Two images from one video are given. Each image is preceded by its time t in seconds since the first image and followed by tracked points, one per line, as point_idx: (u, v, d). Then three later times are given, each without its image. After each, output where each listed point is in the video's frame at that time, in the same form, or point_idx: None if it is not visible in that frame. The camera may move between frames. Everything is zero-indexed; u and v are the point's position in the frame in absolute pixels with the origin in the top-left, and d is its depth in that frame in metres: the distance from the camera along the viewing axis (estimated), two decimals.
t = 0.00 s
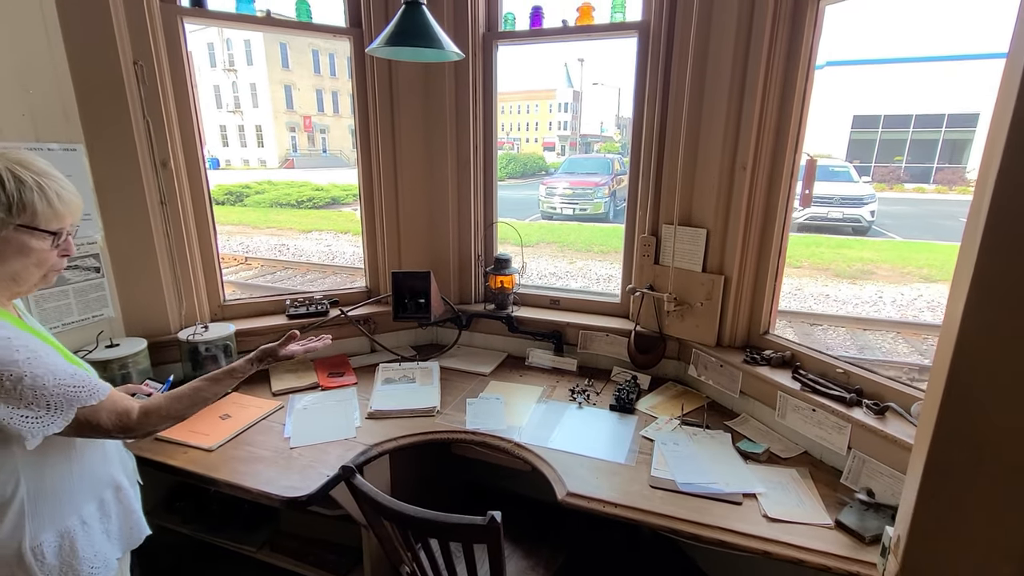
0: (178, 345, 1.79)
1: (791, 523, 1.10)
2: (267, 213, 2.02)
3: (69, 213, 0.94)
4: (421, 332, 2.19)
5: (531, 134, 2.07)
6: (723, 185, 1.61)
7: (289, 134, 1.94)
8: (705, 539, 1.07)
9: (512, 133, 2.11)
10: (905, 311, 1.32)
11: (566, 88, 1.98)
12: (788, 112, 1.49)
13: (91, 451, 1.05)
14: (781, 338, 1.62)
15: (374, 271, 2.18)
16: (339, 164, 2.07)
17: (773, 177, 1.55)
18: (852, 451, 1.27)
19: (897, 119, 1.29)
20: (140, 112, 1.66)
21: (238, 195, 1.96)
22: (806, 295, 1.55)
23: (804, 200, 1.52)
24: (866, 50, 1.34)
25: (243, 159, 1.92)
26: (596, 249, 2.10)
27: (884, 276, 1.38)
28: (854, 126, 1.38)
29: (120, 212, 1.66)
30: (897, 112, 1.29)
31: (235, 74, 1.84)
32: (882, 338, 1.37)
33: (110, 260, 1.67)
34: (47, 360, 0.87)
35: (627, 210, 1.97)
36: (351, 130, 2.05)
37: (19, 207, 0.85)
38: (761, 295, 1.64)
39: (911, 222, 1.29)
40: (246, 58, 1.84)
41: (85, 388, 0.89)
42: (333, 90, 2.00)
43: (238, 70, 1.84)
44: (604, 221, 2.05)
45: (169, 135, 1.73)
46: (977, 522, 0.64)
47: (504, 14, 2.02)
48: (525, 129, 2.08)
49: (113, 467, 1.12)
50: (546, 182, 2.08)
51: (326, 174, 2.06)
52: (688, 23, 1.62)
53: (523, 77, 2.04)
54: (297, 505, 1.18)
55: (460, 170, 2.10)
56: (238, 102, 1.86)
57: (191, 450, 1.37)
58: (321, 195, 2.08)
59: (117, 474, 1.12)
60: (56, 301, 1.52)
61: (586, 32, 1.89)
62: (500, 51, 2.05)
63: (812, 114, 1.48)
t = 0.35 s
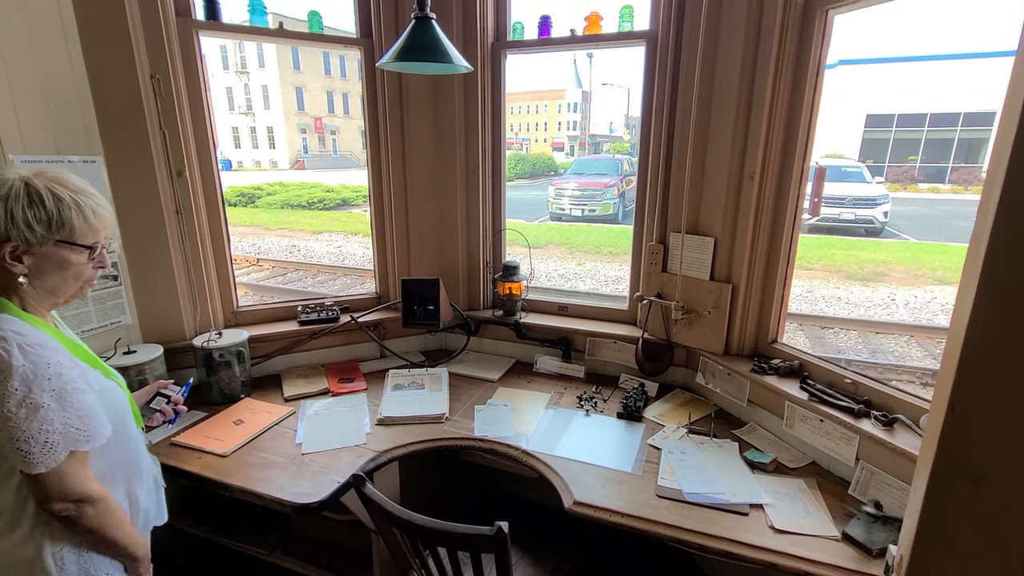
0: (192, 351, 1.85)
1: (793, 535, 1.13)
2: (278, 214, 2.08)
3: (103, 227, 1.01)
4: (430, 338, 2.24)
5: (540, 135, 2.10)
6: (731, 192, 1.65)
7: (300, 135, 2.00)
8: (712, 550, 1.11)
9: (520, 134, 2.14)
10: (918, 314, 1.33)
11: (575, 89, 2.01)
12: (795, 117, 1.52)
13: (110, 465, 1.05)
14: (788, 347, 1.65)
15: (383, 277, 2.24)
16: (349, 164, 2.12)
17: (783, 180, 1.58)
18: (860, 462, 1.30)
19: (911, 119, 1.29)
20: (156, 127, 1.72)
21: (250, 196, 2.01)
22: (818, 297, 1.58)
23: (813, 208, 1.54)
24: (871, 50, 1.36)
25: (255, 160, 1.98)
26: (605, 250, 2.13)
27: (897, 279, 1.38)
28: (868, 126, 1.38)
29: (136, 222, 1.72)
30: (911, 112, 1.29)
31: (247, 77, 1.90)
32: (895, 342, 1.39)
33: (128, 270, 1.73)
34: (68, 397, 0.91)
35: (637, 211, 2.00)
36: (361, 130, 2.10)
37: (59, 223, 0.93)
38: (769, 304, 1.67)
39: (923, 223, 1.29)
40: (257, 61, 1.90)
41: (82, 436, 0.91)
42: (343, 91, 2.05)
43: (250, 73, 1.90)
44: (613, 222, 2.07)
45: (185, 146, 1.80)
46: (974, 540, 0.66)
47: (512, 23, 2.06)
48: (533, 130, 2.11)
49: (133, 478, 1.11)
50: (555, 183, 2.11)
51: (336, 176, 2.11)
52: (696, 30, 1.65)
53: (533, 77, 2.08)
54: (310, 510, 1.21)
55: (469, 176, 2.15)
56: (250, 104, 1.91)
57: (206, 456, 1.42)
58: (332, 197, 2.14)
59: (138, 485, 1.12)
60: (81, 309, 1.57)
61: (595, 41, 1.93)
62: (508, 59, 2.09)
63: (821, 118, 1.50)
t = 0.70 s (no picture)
0: (202, 351, 1.89)
1: (793, 536, 1.15)
2: (284, 213, 2.11)
3: (132, 234, 1.05)
4: (435, 339, 2.26)
5: (545, 134, 2.12)
6: (734, 197, 1.67)
7: (306, 135, 2.02)
8: (713, 551, 1.13)
9: (524, 134, 2.16)
10: (924, 317, 1.32)
11: (581, 88, 2.03)
12: (799, 119, 1.54)
13: (123, 463, 1.11)
14: (792, 350, 1.66)
15: (389, 278, 2.27)
16: (354, 164, 2.15)
17: (786, 184, 1.60)
18: (861, 465, 1.32)
19: (919, 119, 1.29)
20: (168, 131, 1.76)
21: (256, 196, 2.04)
22: (824, 297, 1.58)
23: (816, 211, 1.56)
24: (879, 49, 1.37)
25: (261, 159, 2.00)
26: (610, 250, 2.14)
27: (904, 280, 1.38)
28: (876, 126, 1.38)
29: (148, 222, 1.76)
30: (918, 111, 1.29)
31: (253, 77, 1.93)
32: (901, 344, 1.39)
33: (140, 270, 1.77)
34: (60, 405, 0.92)
35: (640, 212, 2.01)
36: (367, 131, 2.13)
37: (92, 229, 0.97)
38: (771, 307, 1.69)
39: (928, 225, 1.29)
40: (264, 61, 1.93)
41: (63, 447, 0.91)
42: (349, 91, 2.07)
43: (257, 73, 1.93)
44: (618, 223, 2.09)
45: (194, 148, 1.84)
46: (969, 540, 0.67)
47: (517, 27, 2.08)
48: (538, 129, 2.13)
49: (144, 477, 1.17)
50: (559, 183, 2.13)
51: (341, 175, 2.14)
52: (700, 34, 1.67)
53: (538, 78, 2.09)
54: (318, 508, 1.24)
55: (474, 178, 2.17)
56: (257, 103, 1.94)
57: (215, 455, 1.45)
58: (337, 197, 2.16)
59: (145, 483, 1.17)
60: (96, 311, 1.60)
61: (599, 45, 1.94)
62: (514, 63, 2.11)
63: (824, 120, 1.52)
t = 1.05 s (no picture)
0: (213, 348, 1.92)
1: (797, 535, 1.16)
2: (292, 212, 2.13)
3: (149, 235, 1.08)
4: (441, 338, 2.29)
5: (550, 134, 2.13)
6: (740, 197, 1.68)
7: (313, 134, 2.04)
8: (716, 548, 1.14)
9: (531, 133, 2.17)
10: (932, 317, 1.33)
11: (587, 88, 2.04)
12: (805, 120, 1.54)
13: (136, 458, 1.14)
14: (797, 350, 1.67)
15: (396, 277, 2.29)
16: (360, 163, 2.17)
17: (791, 184, 1.61)
18: (866, 465, 1.33)
19: (929, 118, 1.29)
20: (181, 132, 1.79)
21: (264, 195, 2.06)
22: (831, 297, 1.59)
23: (822, 212, 1.56)
24: (887, 48, 1.37)
25: (269, 159, 2.02)
26: (615, 250, 2.15)
27: (911, 281, 1.38)
28: (884, 125, 1.38)
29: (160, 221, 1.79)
30: (927, 111, 1.29)
31: (261, 76, 1.95)
32: (908, 344, 1.39)
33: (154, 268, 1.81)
34: (75, 400, 0.95)
35: (646, 212, 2.02)
36: (374, 130, 2.15)
37: (110, 229, 0.99)
38: (776, 307, 1.70)
39: (936, 226, 1.30)
40: (272, 61, 1.95)
41: (77, 441, 0.94)
42: (356, 91, 2.09)
43: (265, 73, 1.95)
44: (623, 222, 2.10)
45: (206, 148, 1.86)
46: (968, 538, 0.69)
47: (524, 28, 2.09)
48: (544, 129, 2.14)
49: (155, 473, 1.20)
50: (565, 183, 2.14)
51: (347, 175, 2.16)
52: (706, 35, 1.67)
53: (544, 77, 2.10)
54: (328, 503, 1.26)
55: (481, 178, 2.19)
56: (265, 103, 1.96)
57: (226, 450, 1.48)
58: (344, 196, 2.18)
59: (157, 479, 1.20)
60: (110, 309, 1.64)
61: (606, 46, 1.96)
62: (520, 64, 2.13)
63: (831, 120, 1.52)
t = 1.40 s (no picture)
0: (220, 345, 1.94)
1: (801, 533, 1.16)
2: (298, 211, 2.15)
3: (153, 229, 1.09)
4: (446, 336, 2.30)
5: (555, 133, 2.13)
6: (746, 196, 1.67)
7: (319, 133, 2.05)
8: (720, 546, 1.14)
9: (536, 131, 2.17)
10: (939, 318, 1.32)
11: (592, 86, 2.04)
12: (812, 118, 1.54)
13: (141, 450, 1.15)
14: (803, 350, 1.67)
15: (402, 275, 2.30)
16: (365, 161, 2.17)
17: (798, 183, 1.60)
18: (871, 465, 1.32)
19: (937, 117, 1.28)
20: (189, 130, 1.81)
21: (271, 194, 2.07)
22: (836, 297, 1.58)
23: (829, 211, 1.56)
24: (896, 46, 1.36)
25: (274, 157, 2.03)
26: (620, 249, 2.15)
27: (919, 281, 1.38)
28: (892, 124, 1.38)
29: (168, 219, 1.81)
30: (936, 110, 1.29)
31: (267, 75, 1.96)
32: (915, 345, 1.39)
33: (162, 265, 1.83)
34: (90, 391, 0.96)
35: (651, 211, 2.02)
36: (379, 129, 2.16)
37: (115, 223, 1.01)
38: (782, 306, 1.69)
39: (944, 226, 1.29)
40: (278, 59, 1.96)
41: (95, 430, 0.95)
42: (362, 89, 2.10)
43: (271, 71, 1.96)
44: (628, 221, 2.10)
45: (214, 146, 1.88)
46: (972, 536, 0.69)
47: (530, 27, 2.10)
48: (548, 127, 2.14)
49: (158, 466, 1.22)
50: (570, 182, 2.14)
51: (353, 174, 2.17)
52: (713, 33, 1.67)
53: (550, 76, 2.11)
54: (335, 499, 1.27)
55: (486, 176, 2.20)
56: (270, 102, 1.97)
57: (234, 446, 1.49)
58: (349, 194, 2.20)
59: (163, 472, 1.22)
60: (119, 306, 1.67)
61: (612, 45, 1.95)
62: (526, 62, 2.13)
63: (838, 119, 1.51)
